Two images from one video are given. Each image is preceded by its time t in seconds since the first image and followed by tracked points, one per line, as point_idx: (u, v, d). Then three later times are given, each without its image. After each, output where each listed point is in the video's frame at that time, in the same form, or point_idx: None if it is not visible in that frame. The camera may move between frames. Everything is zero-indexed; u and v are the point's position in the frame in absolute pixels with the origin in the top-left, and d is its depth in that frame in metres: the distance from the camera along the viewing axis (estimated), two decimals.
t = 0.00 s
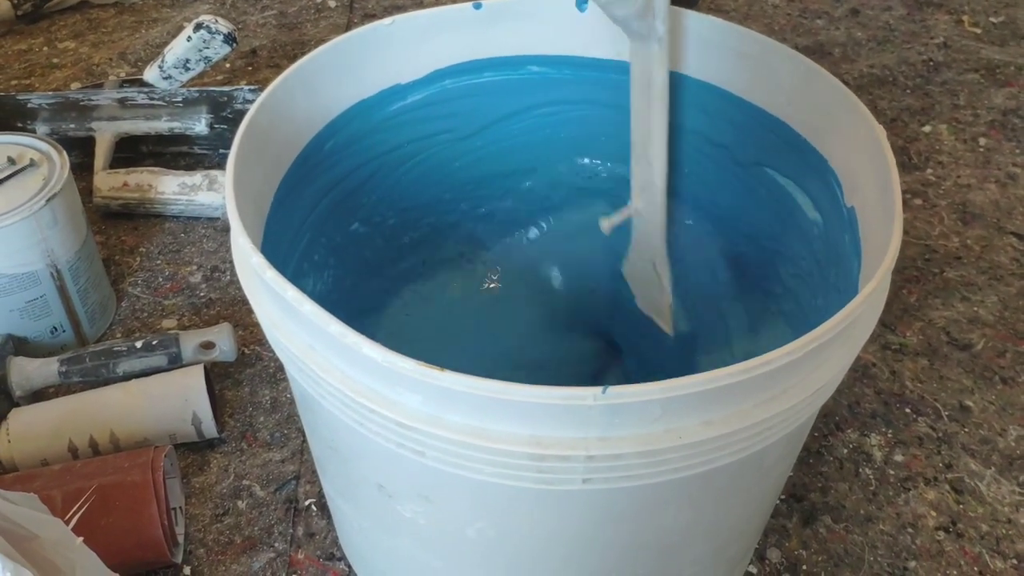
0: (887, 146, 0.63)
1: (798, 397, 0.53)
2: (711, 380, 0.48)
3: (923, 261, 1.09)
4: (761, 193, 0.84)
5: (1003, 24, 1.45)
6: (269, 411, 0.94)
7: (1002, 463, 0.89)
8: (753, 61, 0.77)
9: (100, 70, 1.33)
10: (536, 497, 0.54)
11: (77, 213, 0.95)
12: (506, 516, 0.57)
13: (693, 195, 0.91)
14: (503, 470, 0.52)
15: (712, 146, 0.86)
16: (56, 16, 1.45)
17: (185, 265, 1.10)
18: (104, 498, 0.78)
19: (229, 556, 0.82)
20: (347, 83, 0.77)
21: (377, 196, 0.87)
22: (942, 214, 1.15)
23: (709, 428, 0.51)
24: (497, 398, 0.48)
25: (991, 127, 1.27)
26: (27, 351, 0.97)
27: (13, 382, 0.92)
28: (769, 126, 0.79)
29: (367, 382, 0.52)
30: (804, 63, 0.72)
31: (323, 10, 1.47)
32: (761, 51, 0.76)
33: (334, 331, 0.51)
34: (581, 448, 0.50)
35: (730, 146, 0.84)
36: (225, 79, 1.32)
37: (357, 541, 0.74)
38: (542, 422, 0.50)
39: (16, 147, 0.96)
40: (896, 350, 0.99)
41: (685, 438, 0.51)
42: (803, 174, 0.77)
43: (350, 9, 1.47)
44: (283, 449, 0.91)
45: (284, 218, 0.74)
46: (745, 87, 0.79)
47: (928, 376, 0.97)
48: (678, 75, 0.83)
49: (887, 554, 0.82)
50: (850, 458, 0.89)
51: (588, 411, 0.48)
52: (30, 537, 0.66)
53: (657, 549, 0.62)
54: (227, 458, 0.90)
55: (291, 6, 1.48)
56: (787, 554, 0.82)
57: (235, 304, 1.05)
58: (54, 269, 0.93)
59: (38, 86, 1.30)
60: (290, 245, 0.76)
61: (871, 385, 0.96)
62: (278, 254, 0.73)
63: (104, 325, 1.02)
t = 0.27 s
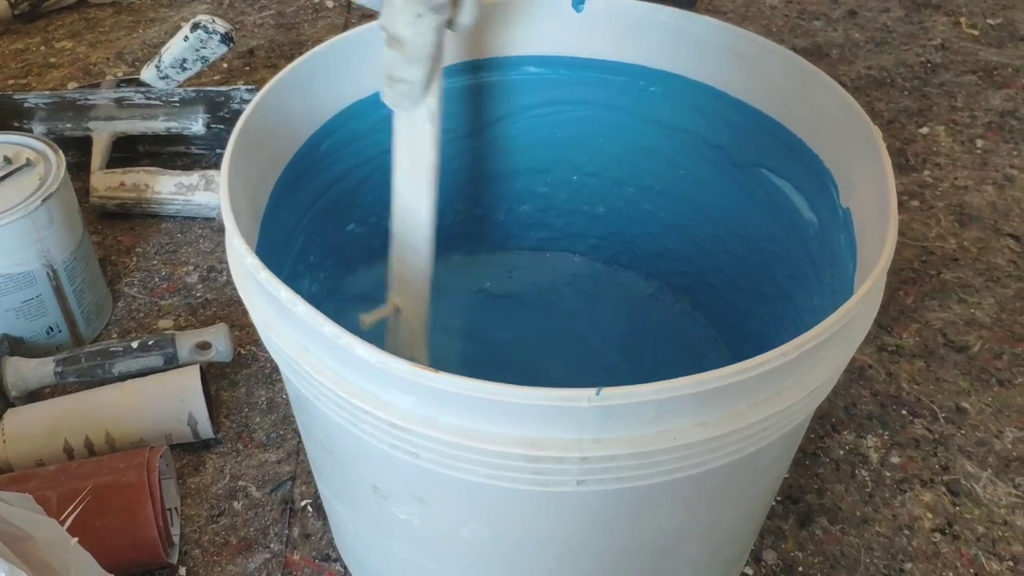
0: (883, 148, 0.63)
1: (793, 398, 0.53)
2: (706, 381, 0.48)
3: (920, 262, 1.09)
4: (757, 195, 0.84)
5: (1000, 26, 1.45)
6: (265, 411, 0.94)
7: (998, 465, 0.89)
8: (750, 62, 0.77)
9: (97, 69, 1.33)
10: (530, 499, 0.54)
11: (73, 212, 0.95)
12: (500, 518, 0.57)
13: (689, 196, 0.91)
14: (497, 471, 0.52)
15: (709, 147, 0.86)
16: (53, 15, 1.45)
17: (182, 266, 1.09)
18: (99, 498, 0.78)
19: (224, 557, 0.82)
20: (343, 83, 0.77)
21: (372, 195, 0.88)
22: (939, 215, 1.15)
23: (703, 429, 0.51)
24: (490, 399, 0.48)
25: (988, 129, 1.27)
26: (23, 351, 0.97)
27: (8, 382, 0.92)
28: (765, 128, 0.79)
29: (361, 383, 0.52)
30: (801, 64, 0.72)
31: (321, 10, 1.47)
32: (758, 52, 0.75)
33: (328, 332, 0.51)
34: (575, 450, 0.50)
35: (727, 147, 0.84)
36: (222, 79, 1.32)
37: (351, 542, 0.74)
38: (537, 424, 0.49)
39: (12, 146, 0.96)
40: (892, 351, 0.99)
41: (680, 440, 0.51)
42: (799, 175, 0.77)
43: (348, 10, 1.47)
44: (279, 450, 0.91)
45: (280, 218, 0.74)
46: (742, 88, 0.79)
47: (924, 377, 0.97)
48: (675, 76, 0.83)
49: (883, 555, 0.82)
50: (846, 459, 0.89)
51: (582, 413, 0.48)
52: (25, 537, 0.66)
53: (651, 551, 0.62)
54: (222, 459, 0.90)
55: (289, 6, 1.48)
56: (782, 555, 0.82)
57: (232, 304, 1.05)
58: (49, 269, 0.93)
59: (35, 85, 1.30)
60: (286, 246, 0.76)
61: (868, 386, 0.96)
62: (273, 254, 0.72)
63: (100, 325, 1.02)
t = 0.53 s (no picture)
0: (888, 144, 0.63)
1: (799, 392, 0.53)
2: (712, 375, 0.48)
3: (922, 260, 1.09)
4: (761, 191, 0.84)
5: (1001, 25, 1.45)
6: (267, 407, 0.94)
7: (1000, 462, 0.89)
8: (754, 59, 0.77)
9: (98, 66, 1.32)
10: (536, 492, 0.54)
11: (75, 208, 0.95)
12: (506, 511, 0.57)
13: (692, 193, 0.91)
14: (504, 464, 0.52)
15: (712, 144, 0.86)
16: (54, 12, 1.44)
17: (183, 262, 1.09)
18: (101, 494, 0.77)
19: (227, 553, 0.82)
20: (347, 78, 0.78)
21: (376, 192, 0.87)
22: (940, 213, 1.15)
23: (709, 423, 0.51)
24: (497, 391, 0.48)
25: (989, 127, 1.27)
26: (25, 347, 0.97)
27: (10, 378, 0.91)
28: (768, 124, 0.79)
29: (368, 377, 0.52)
30: (805, 60, 0.72)
31: (322, 8, 1.47)
32: (762, 49, 0.76)
33: (334, 325, 0.50)
34: (582, 443, 0.50)
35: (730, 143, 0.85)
36: (223, 77, 1.32)
37: (355, 537, 0.74)
38: (543, 417, 0.49)
39: (14, 142, 0.96)
40: (894, 349, 0.99)
41: (686, 433, 0.51)
42: (805, 172, 0.77)
43: (349, 7, 1.47)
44: (281, 446, 0.91)
45: (284, 213, 0.74)
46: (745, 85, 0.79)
47: (925, 375, 0.97)
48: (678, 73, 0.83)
49: (885, 552, 0.82)
50: (848, 456, 0.90)
51: (589, 406, 0.48)
52: (27, 532, 0.66)
53: (656, 545, 0.62)
54: (224, 455, 0.90)
55: (290, 3, 1.48)
56: (785, 552, 0.82)
57: (233, 301, 1.05)
58: (51, 265, 0.93)
59: (36, 82, 1.29)
60: (290, 241, 0.76)
61: (869, 383, 0.96)
62: (277, 249, 0.72)
63: (102, 321, 1.02)
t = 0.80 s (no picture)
0: (883, 148, 0.63)
1: (794, 394, 0.54)
2: (708, 378, 0.49)
3: (919, 261, 1.09)
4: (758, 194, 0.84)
5: (999, 26, 1.46)
6: (266, 408, 0.94)
7: (997, 463, 0.89)
8: (750, 62, 0.77)
9: (98, 66, 1.33)
10: (532, 495, 0.54)
11: (74, 208, 0.95)
12: (502, 514, 0.57)
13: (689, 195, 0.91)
14: (500, 467, 0.52)
15: (708, 146, 0.86)
16: (53, 12, 1.44)
17: (182, 262, 1.09)
18: (100, 494, 0.78)
19: (225, 553, 0.82)
20: (344, 80, 0.78)
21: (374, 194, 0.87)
22: (938, 215, 1.15)
23: (705, 426, 0.51)
24: (493, 395, 0.48)
25: (987, 129, 1.27)
26: (24, 347, 0.97)
27: (9, 378, 0.92)
28: (765, 127, 0.80)
29: (364, 380, 0.52)
30: (801, 63, 0.72)
31: (321, 8, 1.47)
32: (758, 51, 0.76)
33: (330, 328, 0.51)
34: (577, 446, 0.50)
35: (727, 146, 0.85)
36: (222, 77, 1.32)
37: (352, 539, 0.74)
38: (539, 420, 0.50)
39: (13, 142, 0.96)
40: (892, 350, 0.99)
41: (682, 437, 0.51)
42: (801, 175, 0.77)
43: (348, 7, 1.47)
44: (280, 446, 0.91)
45: (280, 215, 0.74)
46: (743, 87, 0.79)
47: (923, 376, 0.97)
48: (676, 75, 0.83)
49: (882, 553, 0.82)
50: (845, 457, 0.90)
51: (584, 410, 0.49)
52: (26, 532, 0.66)
53: (653, 547, 0.62)
54: (223, 455, 0.90)
55: (289, 3, 1.48)
56: (782, 553, 0.82)
57: (232, 301, 1.05)
58: (50, 265, 0.93)
59: (35, 82, 1.29)
60: (286, 243, 0.76)
61: (867, 385, 0.96)
62: (274, 251, 0.73)
63: (101, 321, 1.02)
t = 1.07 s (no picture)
0: (882, 147, 0.63)
1: (792, 393, 0.54)
2: (706, 376, 0.48)
3: (917, 262, 1.09)
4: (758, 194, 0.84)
5: (997, 27, 1.46)
6: (263, 407, 0.94)
7: (994, 464, 0.89)
8: (749, 61, 0.77)
9: (96, 65, 1.32)
10: (529, 493, 0.54)
11: (72, 207, 0.95)
12: (500, 512, 0.57)
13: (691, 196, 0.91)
14: (497, 464, 0.52)
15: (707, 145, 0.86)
16: (51, 11, 1.44)
17: (179, 262, 1.09)
18: (97, 493, 0.78)
19: (222, 552, 0.82)
20: (343, 79, 0.77)
21: (373, 193, 0.87)
22: (936, 215, 1.15)
23: (703, 424, 0.51)
24: (490, 391, 0.48)
25: (985, 130, 1.27)
26: (21, 346, 0.97)
27: (5, 377, 0.91)
28: (765, 126, 0.80)
29: (362, 377, 0.52)
30: (800, 62, 0.72)
31: (320, 8, 1.47)
32: (758, 51, 0.76)
33: (329, 325, 0.51)
34: (576, 443, 0.50)
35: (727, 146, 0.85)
36: (220, 76, 1.32)
37: (350, 537, 0.74)
38: (536, 418, 0.50)
39: (10, 141, 0.96)
40: (889, 350, 0.99)
41: (680, 434, 0.51)
42: (800, 174, 0.77)
43: (347, 7, 1.47)
44: (277, 446, 0.91)
45: (279, 213, 0.74)
46: (742, 87, 0.79)
47: (920, 376, 0.97)
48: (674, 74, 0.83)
49: (878, 553, 0.82)
50: (842, 457, 0.90)
51: (582, 407, 0.49)
52: (22, 531, 0.66)
53: (650, 546, 0.62)
54: (220, 454, 0.90)
55: (287, 3, 1.48)
56: (778, 553, 0.82)
57: (229, 300, 1.05)
58: (47, 264, 0.93)
59: (33, 81, 1.29)
60: (285, 241, 0.76)
61: (864, 385, 0.96)
62: (273, 249, 0.73)
63: (98, 321, 1.02)
